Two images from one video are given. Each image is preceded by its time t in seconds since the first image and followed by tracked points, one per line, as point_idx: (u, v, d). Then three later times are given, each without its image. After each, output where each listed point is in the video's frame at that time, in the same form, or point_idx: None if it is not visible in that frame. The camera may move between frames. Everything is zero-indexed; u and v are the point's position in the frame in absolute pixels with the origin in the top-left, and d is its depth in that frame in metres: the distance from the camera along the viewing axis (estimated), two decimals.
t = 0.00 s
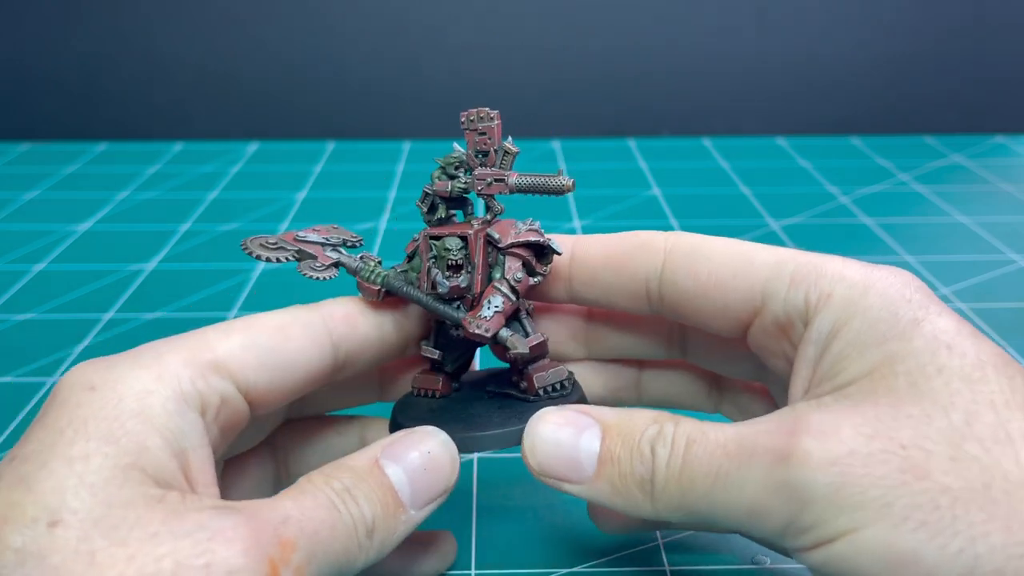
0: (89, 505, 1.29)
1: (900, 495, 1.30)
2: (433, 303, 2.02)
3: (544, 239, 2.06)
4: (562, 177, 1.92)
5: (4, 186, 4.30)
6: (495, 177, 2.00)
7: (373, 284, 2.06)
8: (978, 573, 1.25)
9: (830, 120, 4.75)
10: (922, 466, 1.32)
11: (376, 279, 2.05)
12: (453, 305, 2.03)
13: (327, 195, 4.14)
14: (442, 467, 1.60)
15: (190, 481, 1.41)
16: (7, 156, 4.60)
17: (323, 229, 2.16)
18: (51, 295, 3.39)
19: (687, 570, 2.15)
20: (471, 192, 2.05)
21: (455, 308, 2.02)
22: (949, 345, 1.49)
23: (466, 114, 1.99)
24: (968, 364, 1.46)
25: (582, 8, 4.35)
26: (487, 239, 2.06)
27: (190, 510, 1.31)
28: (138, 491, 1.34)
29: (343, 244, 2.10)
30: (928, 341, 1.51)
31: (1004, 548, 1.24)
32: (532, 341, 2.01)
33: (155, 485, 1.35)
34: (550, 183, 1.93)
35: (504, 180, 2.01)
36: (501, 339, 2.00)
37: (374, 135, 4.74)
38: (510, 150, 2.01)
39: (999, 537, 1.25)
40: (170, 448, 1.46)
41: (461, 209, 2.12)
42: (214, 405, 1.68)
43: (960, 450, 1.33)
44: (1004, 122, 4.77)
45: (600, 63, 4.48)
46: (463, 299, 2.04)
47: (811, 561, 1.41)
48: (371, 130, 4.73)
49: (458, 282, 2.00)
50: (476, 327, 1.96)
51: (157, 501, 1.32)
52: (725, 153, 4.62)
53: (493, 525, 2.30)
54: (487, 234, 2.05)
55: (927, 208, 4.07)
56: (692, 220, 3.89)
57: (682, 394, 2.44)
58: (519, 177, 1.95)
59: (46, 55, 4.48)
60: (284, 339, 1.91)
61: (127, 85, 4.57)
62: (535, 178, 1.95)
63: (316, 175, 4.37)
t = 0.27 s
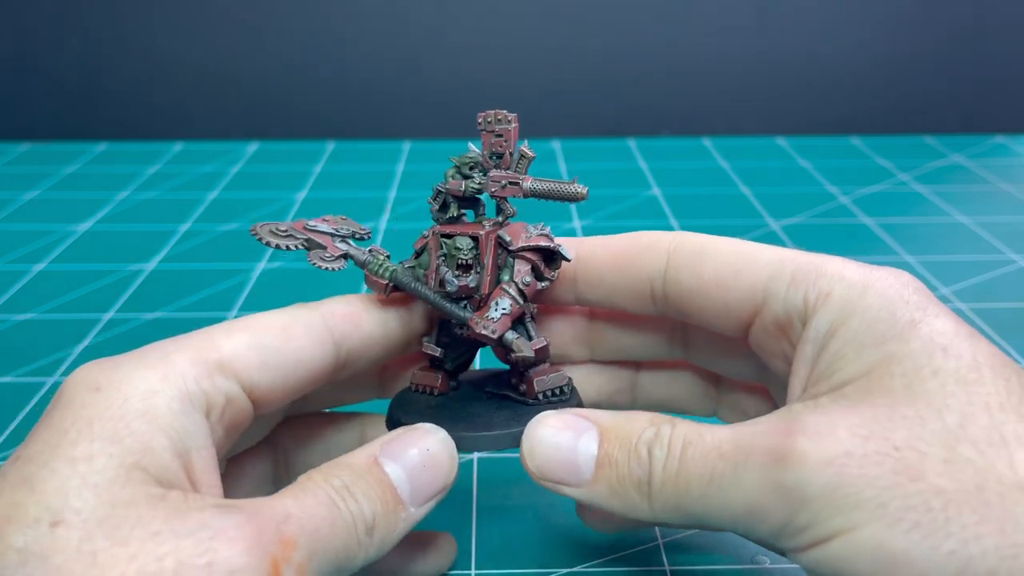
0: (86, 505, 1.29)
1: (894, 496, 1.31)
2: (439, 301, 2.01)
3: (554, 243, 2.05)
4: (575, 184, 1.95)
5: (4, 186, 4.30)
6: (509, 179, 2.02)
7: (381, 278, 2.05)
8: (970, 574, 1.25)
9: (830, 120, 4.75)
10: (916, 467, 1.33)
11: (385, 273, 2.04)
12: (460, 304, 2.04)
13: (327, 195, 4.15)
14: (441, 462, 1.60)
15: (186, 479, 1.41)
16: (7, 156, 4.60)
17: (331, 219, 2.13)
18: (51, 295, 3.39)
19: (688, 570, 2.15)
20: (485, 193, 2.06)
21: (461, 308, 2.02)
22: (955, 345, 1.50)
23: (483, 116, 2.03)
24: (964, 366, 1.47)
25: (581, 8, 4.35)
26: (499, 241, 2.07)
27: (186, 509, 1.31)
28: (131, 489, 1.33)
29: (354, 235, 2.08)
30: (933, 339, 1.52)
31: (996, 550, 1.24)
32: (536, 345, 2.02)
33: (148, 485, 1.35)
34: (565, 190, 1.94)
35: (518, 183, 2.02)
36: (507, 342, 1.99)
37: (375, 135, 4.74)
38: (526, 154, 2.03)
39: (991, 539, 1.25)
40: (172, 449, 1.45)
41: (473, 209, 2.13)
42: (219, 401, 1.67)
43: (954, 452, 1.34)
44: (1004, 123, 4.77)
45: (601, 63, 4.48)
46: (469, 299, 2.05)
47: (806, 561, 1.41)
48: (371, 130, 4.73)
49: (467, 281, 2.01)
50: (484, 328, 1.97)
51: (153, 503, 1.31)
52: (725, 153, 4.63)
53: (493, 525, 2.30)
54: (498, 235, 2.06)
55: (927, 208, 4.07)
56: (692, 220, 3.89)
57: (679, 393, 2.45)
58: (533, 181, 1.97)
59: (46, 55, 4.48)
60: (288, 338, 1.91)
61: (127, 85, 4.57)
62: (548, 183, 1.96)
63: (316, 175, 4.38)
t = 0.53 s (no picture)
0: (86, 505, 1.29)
1: (894, 493, 1.31)
2: (473, 297, 2.00)
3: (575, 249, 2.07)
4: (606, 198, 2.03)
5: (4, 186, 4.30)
6: (539, 184, 2.04)
7: (409, 269, 1.97)
8: (971, 573, 1.25)
9: (830, 120, 4.75)
10: (918, 464, 1.33)
11: (415, 265, 1.97)
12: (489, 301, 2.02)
13: (327, 195, 4.15)
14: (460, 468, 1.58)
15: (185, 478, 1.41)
16: (7, 156, 4.60)
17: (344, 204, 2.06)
18: (51, 295, 3.39)
19: (688, 570, 2.16)
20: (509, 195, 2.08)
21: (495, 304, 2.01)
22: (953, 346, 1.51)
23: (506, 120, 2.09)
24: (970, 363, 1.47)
25: (582, 8, 4.35)
26: (527, 241, 2.07)
27: (186, 509, 1.31)
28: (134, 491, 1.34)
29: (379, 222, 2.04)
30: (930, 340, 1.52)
31: (998, 547, 1.25)
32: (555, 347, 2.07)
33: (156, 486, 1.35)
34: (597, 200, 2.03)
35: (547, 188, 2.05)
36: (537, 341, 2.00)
37: (375, 135, 4.74)
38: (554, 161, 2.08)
39: (993, 536, 1.26)
40: (163, 444, 1.45)
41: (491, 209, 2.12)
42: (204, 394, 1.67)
43: (956, 449, 1.34)
44: (1004, 123, 4.77)
45: (601, 63, 4.48)
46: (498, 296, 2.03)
47: (807, 561, 1.41)
48: (371, 130, 4.73)
49: (503, 278, 2.00)
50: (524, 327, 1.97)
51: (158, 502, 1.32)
52: (725, 153, 4.63)
53: (493, 524, 2.31)
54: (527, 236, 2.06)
55: (927, 208, 4.07)
56: (692, 220, 3.90)
57: (672, 397, 2.45)
58: (568, 188, 2.01)
59: (46, 55, 4.49)
60: (271, 330, 1.90)
61: (126, 86, 4.57)
62: (583, 192, 2.02)
63: (316, 175, 4.38)
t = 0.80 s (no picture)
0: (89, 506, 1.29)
1: (901, 501, 1.33)
2: (443, 298, 2.01)
3: (552, 249, 2.06)
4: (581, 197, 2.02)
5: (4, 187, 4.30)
6: (515, 184, 2.03)
7: (379, 271, 2.00)
8: None
9: (830, 120, 4.75)
10: (924, 472, 1.35)
11: (384, 267, 2.00)
12: (460, 302, 2.03)
13: (327, 195, 4.15)
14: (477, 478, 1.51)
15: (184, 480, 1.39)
16: (7, 156, 4.60)
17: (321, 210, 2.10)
18: (51, 295, 3.39)
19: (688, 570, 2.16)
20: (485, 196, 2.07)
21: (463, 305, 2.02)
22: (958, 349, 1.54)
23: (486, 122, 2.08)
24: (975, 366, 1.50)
25: (582, 9, 4.35)
26: (501, 242, 2.08)
27: (187, 508, 1.31)
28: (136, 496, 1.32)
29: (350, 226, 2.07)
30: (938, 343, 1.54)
31: (1004, 557, 1.28)
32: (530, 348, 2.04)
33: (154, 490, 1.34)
34: (570, 199, 2.02)
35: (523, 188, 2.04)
36: (506, 343, 1.99)
37: (375, 135, 4.74)
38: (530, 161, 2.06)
39: (999, 544, 1.29)
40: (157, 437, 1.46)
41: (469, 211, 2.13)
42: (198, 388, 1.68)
43: (959, 456, 1.37)
44: (1004, 123, 4.77)
45: (602, 63, 4.48)
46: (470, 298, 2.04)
47: (813, 565, 1.43)
48: (371, 130, 4.73)
49: (474, 279, 2.01)
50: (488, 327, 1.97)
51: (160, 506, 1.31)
52: (725, 153, 4.63)
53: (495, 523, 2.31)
54: (501, 237, 2.07)
55: (927, 208, 4.07)
56: (692, 221, 3.89)
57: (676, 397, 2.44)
58: (541, 187, 2.00)
59: (46, 55, 4.48)
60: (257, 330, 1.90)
61: (126, 85, 4.57)
62: (555, 191, 2.01)
63: (316, 175, 4.38)
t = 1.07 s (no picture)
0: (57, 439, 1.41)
1: None
2: (350, 308, 2.06)
3: (451, 246, 2.12)
4: (462, 195, 2.00)
5: (4, 187, 4.29)
6: (403, 191, 2.03)
7: (292, 291, 2.07)
8: None
9: (830, 120, 4.75)
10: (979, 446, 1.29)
11: (296, 287, 2.07)
12: (369, 310, 2.09)
13: (327, 196, 4.15)
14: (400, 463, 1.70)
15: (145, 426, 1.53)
16: (7, 156, 4.60)
17: (239, 235, 2.15)
18: (51, 295, 3.38)
19: (689, 570, 2.06)
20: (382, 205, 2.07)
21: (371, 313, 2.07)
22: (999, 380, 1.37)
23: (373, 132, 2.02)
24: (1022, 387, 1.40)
25: (582, 8, 4.35)
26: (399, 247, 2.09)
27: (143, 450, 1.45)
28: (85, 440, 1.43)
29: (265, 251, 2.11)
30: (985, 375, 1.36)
31: None
32: (444, 337, 2.10)
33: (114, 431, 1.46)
34: (454, 198, 2.02)
35: (411, 194, 2.03)
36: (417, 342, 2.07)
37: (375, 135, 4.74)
38: (416, 165, 2.06)
39: None
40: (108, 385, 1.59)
41: (371, 218, 2.13)
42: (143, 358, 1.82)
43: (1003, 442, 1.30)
44: (1004, 123, 4.77)
45: (601, 63, 4.48)
46: (377, 303, 2.09)
47: None
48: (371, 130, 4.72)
49: (374, 288, 2.05)
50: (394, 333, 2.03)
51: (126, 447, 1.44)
52: (725, 153, 4.63)
53: (490, 521, 2.20)
54: (397, 244, 2.08)
55: (927, 208, 4.07)
56: (692, 221, 3.89)
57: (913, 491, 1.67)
58: (425, 193, 2.00)
59: (47, 56, 4.49)
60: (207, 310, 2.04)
61: (127, 86, 4.57)
62: (439, 192, 2.01)
63: (315, 175, 4.38)
